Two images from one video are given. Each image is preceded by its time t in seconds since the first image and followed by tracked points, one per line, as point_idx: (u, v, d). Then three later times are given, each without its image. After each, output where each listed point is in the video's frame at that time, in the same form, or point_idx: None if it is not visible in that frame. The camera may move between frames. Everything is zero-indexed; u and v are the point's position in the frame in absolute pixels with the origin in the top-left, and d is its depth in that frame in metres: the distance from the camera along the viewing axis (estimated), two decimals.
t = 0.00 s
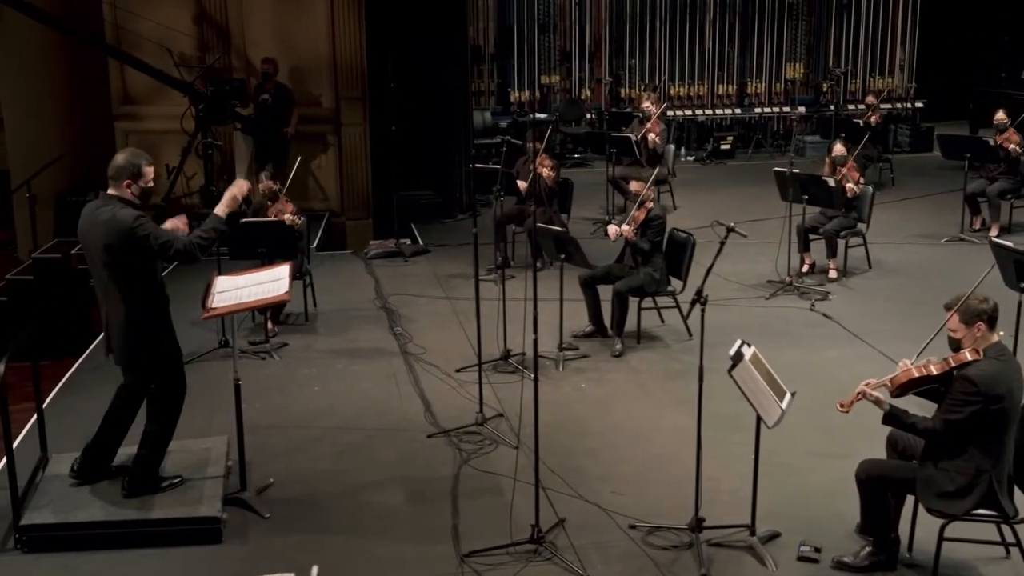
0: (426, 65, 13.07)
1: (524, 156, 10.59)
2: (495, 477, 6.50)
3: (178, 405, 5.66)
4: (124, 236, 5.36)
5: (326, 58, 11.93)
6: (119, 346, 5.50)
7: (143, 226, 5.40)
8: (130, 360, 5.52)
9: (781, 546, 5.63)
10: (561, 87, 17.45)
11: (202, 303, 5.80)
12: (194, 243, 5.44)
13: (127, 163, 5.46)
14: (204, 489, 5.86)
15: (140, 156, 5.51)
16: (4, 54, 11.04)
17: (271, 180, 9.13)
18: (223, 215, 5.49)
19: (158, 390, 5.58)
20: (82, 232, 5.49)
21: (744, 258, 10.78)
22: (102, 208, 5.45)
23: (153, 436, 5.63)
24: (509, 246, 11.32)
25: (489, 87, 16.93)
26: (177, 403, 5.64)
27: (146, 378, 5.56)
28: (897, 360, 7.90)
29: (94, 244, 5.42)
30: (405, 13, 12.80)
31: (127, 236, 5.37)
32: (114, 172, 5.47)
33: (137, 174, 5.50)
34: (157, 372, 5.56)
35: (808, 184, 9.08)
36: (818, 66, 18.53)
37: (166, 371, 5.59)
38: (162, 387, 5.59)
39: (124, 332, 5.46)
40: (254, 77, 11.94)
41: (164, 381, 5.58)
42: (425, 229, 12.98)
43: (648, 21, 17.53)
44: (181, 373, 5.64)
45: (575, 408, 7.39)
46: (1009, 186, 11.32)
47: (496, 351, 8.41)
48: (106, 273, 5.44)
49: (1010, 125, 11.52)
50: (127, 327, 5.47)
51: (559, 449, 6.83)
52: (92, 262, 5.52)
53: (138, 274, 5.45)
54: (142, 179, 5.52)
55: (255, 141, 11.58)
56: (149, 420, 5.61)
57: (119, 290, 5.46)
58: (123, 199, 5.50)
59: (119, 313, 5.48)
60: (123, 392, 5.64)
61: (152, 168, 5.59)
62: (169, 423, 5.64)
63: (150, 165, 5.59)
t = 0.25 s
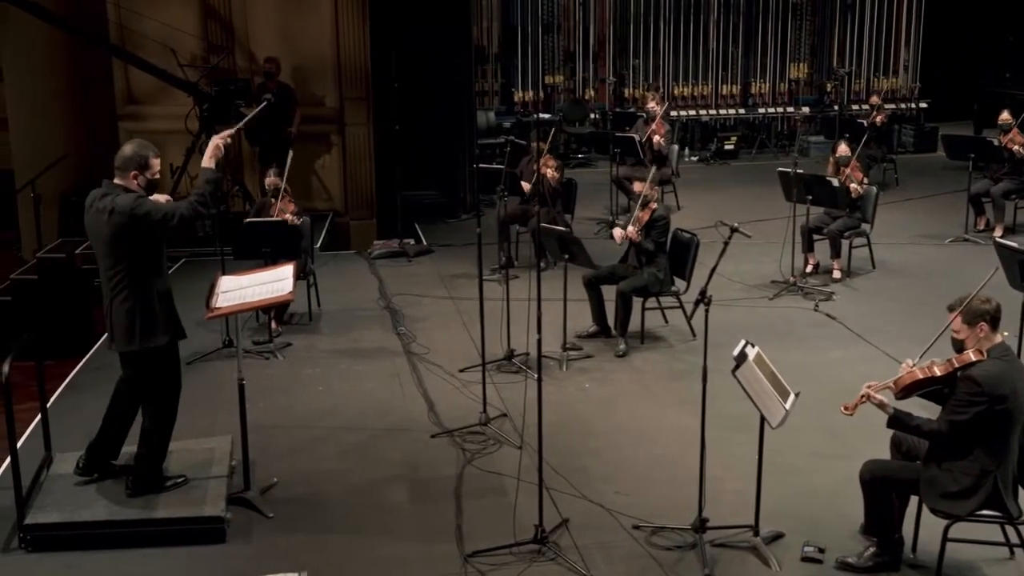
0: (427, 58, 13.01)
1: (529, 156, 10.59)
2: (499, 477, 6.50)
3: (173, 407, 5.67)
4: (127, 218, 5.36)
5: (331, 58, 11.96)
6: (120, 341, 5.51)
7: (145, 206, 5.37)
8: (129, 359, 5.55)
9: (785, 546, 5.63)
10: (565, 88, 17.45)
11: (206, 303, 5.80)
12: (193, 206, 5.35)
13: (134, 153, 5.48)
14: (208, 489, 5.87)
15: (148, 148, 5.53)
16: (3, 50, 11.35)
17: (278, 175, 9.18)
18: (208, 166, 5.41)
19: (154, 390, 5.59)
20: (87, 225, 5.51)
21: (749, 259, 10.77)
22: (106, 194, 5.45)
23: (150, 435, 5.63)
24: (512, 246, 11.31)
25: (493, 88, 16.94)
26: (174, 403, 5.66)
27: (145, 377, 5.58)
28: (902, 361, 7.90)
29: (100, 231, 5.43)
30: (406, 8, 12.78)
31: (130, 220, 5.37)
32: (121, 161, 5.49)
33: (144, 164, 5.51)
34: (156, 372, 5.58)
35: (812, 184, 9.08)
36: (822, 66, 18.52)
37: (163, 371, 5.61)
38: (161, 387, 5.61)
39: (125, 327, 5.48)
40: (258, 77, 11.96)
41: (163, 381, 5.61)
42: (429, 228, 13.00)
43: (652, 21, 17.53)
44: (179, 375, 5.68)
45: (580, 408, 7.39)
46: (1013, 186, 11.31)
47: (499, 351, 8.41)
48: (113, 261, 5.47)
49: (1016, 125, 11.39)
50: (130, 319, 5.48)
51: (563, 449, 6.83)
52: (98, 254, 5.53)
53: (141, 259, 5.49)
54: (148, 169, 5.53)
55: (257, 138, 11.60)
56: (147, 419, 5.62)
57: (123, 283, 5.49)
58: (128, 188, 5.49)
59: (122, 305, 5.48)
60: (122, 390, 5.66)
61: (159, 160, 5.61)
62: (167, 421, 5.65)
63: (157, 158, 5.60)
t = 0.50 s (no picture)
0: (427, 58, 13.00)
1: (529, 156, 10.60)
2: (500, 477, 6.50)
3: (182, 403, 5.65)
4: (128, 233, 5.37)
5: (331, 59, 11.94)
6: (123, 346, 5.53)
7: (147, 227, 5.38)
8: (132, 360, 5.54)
9: (785, 546, 5.62)
10: (566, 88, 17.44)
11: (206, 303, 5.80)
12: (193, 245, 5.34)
13: (136, 161, 5.48)
14: (209, 489, 5.86)
15: (150, 155, 5.54)
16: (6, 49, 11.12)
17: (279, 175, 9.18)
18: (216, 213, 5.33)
19: (160, 390, 5.59)
20: (87, 232, 5.51)
21: (750, 259, 10.77)
22: (107, 206, 5.46)
23: (156, 435, 5.63)
24: (512, 246, 11.32)
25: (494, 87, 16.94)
26: (181, 402, 5.64)
27: (148, 378, 5.57)
28: (902, 361, 7.90)
29: (99, 243, 5.44)
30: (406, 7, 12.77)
31: (130, 237, 5.38)
32: (122, 170, 5.49)
33: (145, 172, 5.53)
34: (158, 372, 5.56)
35: (812, 184, 9.08)
36: (823, 66, 18.52)
37: (168, 371, 5.58)
38: (165, 388, 5.58)
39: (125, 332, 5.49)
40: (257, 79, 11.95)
41: (168, 381, 5.58)
42: (429, 228, 13.01)
43: (653, 21, 17.54)
44: (184, 372, 5.62)
45: (580, 408, 7.39)
46: (1014, 186, 11.31)
47: (500, 351, 8.40)
48: (111, 272, 5.47)
49: (1018, 125, 11.40)
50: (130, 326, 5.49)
51: (563, 449, 6.83)
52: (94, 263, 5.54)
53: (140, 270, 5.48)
54: (149, 177, 5.55)
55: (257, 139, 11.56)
56: (154, 419, 5.62)
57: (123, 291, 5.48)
58: (129, 198, 5.52)
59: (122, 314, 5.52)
60: (126, 392, 5.66)
61: (160, 168, 5.61)
62: (173, 421, 5.64)
63: (159, 164, 5.61)
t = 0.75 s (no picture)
0: (427, 58, 13.00)
1: (529, 156, 10.60)
2: (499, 477, 6.50)
3: (175, 403, 5.66)
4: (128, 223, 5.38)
5: (331, 59, 11.95)
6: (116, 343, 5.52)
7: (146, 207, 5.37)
8: (130, 356, 5.54)
9: (785, 546, 5.62)
10: (566, 88, 17.45)
11: (206, 303, 5.80)
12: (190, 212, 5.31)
13: (135, 155, 5.51)
14: (208, 489, 5.86)
15: (148, 150, 5.56)
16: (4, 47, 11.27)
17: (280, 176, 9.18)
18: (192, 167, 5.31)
19: (155, 387, 5.59)
20: (87, 227, 5.52)
21: (750, 259, 10.77)
22: (107, 198, 5.46)
23: (151, 434, 5.63)
24: (512, 246, 11.32)
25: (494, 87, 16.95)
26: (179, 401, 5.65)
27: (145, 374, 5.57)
28: (902, 361, 7.90)
29: (100, 235, 5.45)
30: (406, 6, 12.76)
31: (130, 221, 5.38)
32: (121, 163, 5.51)
33: (144, 166, 5.55)
34: (156, 370, 5.57)
35: (813, 184, 9.08)
36: (823, 66, 18.51)
37: (165, 369, 5.59)
38: (162, 385, 5.60)
39: (124, 330, 5.50)
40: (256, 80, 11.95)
41: (163, 379, 5.59)
42: (429, 228, 13.01)
43: (653, 21, 17.54)
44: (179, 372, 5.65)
45: (580, 408, 7.39)
46: (1014, 186, 11.31)
47: (500, 351, 8.40)
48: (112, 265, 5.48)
49: (1019, 125, 11.40)
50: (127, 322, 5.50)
51: (563, 449, 6.83)
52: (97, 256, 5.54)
53: (139, 262, 5.50)
54: (149, 171, 5.56)
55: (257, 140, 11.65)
56: (149, 418, 5.62)
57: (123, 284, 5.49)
58: (128, 190, 5.51)
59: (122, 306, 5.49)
60: (122, 388, 5.65)
61: (161, 162, 5.63)
62: (168, 421, 5.64)
63: (158, 158, 5.64)
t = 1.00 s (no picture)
0: (427, 58, 13.00)
1: (529, 156, 10.59)
2: (499, 476, 6.50)
3: (174, 404, 5.66)
4: (129, 229, 5.38)
5: (331, 59, 11.95)
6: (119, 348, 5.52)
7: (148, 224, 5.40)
8: (131, 359, 5.54)
9: (785, 546, 5.62)
10: (566, 88, 17.45)
11: (206, 303, 5.80)
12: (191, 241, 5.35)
13: (132, 159, 5.47)
14: (208, 489, 5.86)
15: (147, 152, 5.52)
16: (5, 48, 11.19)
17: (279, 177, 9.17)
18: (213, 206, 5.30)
19: (157, 389, 5.59)
20: (87, 230, 5.51)
21: (750, 259, 10.77)
22: (107, 203, 5.46)
23: (154, 436, 5.63)
24: (512, 246, 11.32)
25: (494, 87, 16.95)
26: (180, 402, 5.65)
27: (147, 377, 5.57)
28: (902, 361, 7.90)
29: (100, 239, 5.43)
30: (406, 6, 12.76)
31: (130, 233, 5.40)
32: (121, 167, 5.49)
33: (142, 169, 5.52)
34: (156, 371, 5.57)
35: (813, 184, 9.08)
36: (823, 66, 18.51)
37: (166, 371, 5.59)
38: (163, 387, 5.60)
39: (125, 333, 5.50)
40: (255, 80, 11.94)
41: (166, 380, 5.59)
42: (429, 228, 13.02)
43: (653, 21, 17.53)
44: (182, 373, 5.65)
45: (580, 409, 7.39)
46: (1014, 186, 11.31)
47: (500, 351, 8.40)
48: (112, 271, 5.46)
49: (1019, 125, 11.40)
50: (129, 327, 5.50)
51: (563, 449, 6.83)
52: (97, 261, 5.52)
53: (138, 267, 5.45)
54: (147, 174, 5.54)
55: (257, 140, 11.64)
56: (152, 421, 5.62)
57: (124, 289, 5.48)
58: (127, 194, 5.51)
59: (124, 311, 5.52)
60: (122, 393, 5.64)
61: (158, 164, 5.60)
62: (171, 422, 5.65)
63: (156, 161, 5.60)
